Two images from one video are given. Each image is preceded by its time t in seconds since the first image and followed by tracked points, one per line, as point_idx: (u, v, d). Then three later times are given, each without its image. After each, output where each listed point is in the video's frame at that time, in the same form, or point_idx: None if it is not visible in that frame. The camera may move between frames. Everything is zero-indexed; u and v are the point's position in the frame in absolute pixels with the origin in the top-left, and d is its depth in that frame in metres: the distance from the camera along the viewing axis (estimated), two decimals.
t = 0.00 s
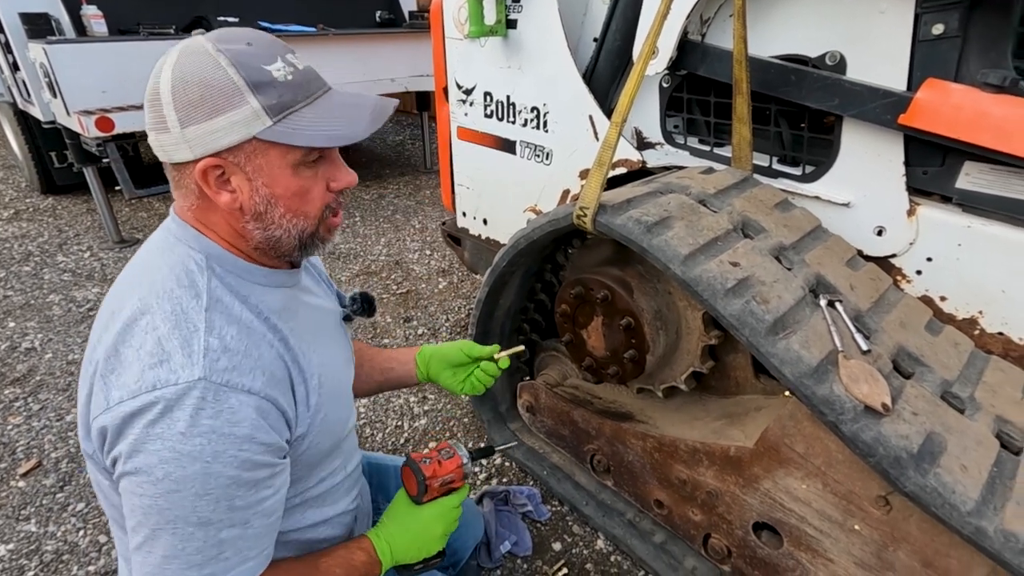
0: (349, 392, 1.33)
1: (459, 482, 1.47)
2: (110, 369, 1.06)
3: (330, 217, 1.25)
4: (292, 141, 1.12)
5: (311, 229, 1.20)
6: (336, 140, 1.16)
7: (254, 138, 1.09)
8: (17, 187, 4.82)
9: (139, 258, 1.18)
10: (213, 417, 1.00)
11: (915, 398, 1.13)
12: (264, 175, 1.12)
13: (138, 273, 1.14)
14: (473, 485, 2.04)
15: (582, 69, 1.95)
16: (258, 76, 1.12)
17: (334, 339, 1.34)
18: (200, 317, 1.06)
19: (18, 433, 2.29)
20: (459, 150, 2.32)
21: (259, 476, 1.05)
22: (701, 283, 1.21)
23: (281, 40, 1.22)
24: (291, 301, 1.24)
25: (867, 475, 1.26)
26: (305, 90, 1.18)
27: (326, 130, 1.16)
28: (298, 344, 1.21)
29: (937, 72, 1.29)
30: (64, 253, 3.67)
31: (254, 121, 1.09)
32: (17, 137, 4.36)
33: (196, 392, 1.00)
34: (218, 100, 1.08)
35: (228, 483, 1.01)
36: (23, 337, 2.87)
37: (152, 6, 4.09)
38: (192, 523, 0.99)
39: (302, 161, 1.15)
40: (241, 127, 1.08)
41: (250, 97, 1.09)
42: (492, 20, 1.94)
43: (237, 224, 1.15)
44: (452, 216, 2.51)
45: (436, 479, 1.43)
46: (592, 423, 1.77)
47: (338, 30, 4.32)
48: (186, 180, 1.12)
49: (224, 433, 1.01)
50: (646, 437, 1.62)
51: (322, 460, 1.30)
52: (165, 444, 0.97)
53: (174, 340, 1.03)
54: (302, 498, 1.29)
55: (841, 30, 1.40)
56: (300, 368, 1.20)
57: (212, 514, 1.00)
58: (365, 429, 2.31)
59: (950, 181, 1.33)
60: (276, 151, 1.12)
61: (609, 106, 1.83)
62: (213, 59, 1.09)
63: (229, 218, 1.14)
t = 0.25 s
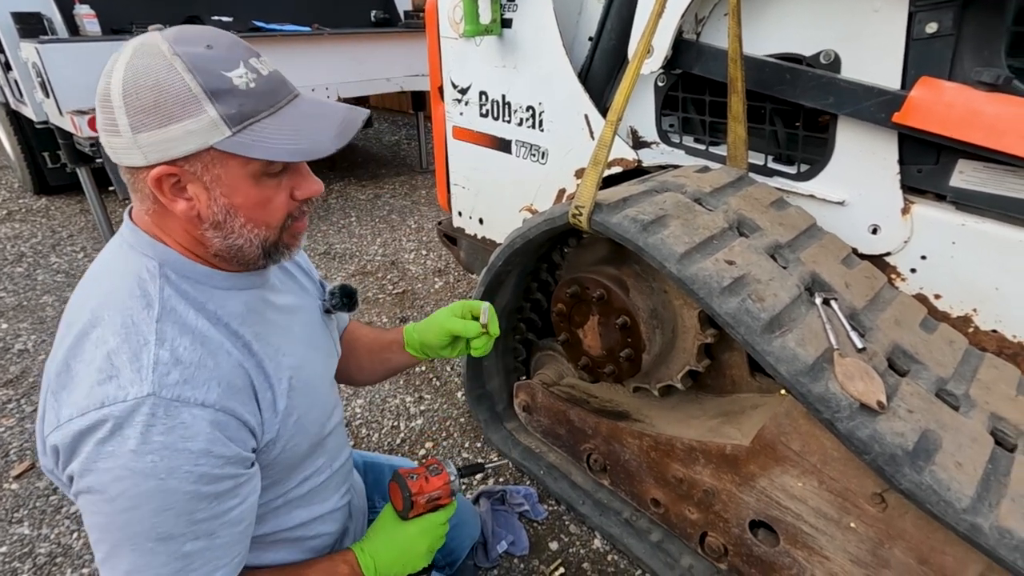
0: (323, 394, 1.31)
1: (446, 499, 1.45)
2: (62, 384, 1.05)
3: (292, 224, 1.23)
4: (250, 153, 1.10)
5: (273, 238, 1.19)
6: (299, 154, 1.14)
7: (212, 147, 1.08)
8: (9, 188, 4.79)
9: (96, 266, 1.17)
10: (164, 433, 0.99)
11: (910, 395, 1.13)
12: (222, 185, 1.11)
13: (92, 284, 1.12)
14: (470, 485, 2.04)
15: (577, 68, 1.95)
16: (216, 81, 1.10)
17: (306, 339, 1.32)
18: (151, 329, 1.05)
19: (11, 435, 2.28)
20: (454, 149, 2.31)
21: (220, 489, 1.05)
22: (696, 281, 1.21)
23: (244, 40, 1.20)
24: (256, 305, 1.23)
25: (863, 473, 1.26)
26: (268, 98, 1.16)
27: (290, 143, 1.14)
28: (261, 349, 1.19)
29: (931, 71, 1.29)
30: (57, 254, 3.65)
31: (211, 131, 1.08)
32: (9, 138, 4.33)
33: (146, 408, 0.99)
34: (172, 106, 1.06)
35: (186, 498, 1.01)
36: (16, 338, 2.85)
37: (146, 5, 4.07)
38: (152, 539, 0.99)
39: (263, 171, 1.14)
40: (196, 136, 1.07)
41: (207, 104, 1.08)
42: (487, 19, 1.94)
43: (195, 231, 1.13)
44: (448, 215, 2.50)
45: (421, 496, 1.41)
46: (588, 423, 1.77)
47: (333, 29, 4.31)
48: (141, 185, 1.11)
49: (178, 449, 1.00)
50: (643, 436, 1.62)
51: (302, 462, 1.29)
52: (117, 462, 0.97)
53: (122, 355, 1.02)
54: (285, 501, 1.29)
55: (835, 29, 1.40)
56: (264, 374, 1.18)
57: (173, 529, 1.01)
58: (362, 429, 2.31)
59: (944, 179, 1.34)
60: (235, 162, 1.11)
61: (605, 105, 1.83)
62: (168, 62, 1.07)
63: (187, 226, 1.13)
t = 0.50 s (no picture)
0: (310, 393, 1.30)
1: (440, 505, 1.46)
2: (35, 392, 1.04)
3: (268, 226, 1.22)
4: (218, 153, 1.08)
5: (248, 242, 1.17)
6: (267, 155, 1.12)
7: (178, 148, 1.06)
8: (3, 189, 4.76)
9: (69, 270, 1.15)
10: (141, 438, 0.98)
11: (906, 394, 1.14)
12: (192, 187, 1.09)
13: (65, 289, 1.11)
14: (467, 486, 2.04)
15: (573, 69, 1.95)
16: (183, 80, 1.08)
17: (291, 338, 1.31)
18: (125, 332, 1.03)
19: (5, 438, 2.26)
20: (451, 149, 2.31)
21: (203, 493, 1.04)
22: (692, 281, 1.21)
23: (216, 38, 1.18)
24: (236, 305, 1.22)
25: (859, 471, 1.26)
26: (237, 97, 1.14)
27: (259, 144, 1.12)
28: (242, 350, 1.18)
29: (926, 70, 1.30)
30: (52, 256, 3.63)
31: (176, 131, 1.05)
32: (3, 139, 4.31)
33: (120, 413, 0.97)
34: (137, 106, 1.04)
35: (168, 502, 1.00)
36: (10, 340, 2.83)
37: (140, 6, 4.05)
38: (135, 546, 0.99)
39: (235, 172, 1.12)
40: (162, 136, 1.05)
41: (172, 104, 1.06)
42: (483, 19, 1.94)
43: (166, 234, 1.12)
44: (444, 216, 2.50)
45: (417, 502, 1.41)
46: (585, 423, 1.77)
47: (329, 30, 4.31)
48: (110, 187, 1.09)
49: (157, 454, 0.99)
50: (640, 436, 1.61)
51: (292, 462, 1.28)
52: (94, 469, 0.96)
53: (95, 360, 1.01)
54: (276, 502, 1.28)
55: (830, 29, 1.41)
56: (246, 375, 1.17)
57: (156, 534, 1.00)
58: (358, 430, 2.30)
59: (938, 178, 1.34)
60: (204, 163, 1.09)
61: (601, 105, 1.83)
62: (133, 61, 1.06)
63: (158, 229, 1.11)
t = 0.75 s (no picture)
0: (295, 395, 1.28)
1: (435, 507, 1.45)
2: (10, 402, 1.03)
3: (253, 225, 1.21)
4: (206, 153, 1.07)
5: (233, 241, 1.17)
6: (255, 154, 1.12)
7: (165, 149, 1.05)
8: None
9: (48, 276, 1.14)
10: (115, 447, 0.97)
11: (901, 392, 1.14)
12: (178, 188, 1.08)
13: (42, 296, 1.10)
14: (463, 487, 2.03)
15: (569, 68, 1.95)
16: (166, 80, 1.06)
17: (275, 341, 1.30)
18: (99, 339, 1.02)
19: None
20: (446, 149, 2.31)
21: (182, 500, 1.03)
22: (688, 280, 1.21)
23: (195, 36, 1.16)
24: (218, 308, 1.20)
25: (855, 470, 1.27)
26: (221, 96, 1.13)
27: (246, 142, 1.12)
28: (223, 354, 1.16)
29: (920, 69, 1.30)
30: (46, 257, 3.61)
31: (163, 131, 1.04)
32: None
33: (93, 422, 0.96)
34: (119, 106, 1.02)
35: (145, 511, 0.99)
36: (4, 342, 2.82)
37: (135, 6, 4.04)
38: (114, 556, 0.98)
39: (219, 172, 1.11)
40: (148, 136, 1.03)
41: (157, 104, 1.04)
42: (479, 19, 1.93)
43: (149, 237, 1.10)
44: (440, 216, 2.49)
45: (412, 505, 1.40)
46: (581, 423, 1.76)
47: (324, 30, 4.30)
48: (89, 191, 1.06)
49: (132, 462, 0.97)
50: (636, 436, 1.61)
51: (279, 467, 1.27)
52: (68, 479, 0.95)
53: (68, 368, 1.00)
54: (264, 508, 1.27)
55: (824, 28, 1.41)
56: (227, 379, 1.15)
57: (134, 544, 0.99)
58: (354, 431, 2.30)
59: (933, 177, 1.34)
60: (191, 163, 1.08)
61: (597, 105, 1.83)
62: (112, 60, 1.03)
63: (140, 231, 1.09)
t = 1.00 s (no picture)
0: (295, 400, 1.28)
1: (434, 508, 1.45)
2: (10, 408, 1.02)
3: (266, 226, 1.22)
4: (234, 156, 1.08)
5: (248, 241, 1.17)
6: (285, 157, 1.13)
7: (194, 153, 1.05)
8: None
9: (46, 279, 1.12)
10: (121, 457, 0.96)
11: (899, 390, 1.14)
12: (202, 193, 1.08)
13: (42, 300, 1.08)
14: (462, 487, 2.03)
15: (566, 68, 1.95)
16: (195, 85, 1.05)
17: (277, 345, 1.29)
18: (103, 347, 1.01)
19: None
20: (444, 149, 2.31)
21: (188, 509, 1.03)
22: (687, 279, 1.21)
23: (214, 41, 1.15)
24: (221, 314, 1.18)
25: (853, 468, 1.27)
26: (245, 99, 1.12)
27: (273, 145, 1.13)
28: (227, 360, 1.15)
29: (917, 69, 1.31)
30: (42, 258, 3.60)
31: (194, 135, 1.04)
32: None
33: (99, 433, 0.95)
34: (149, 112, 1.01)
35: (149, 522, 0.98)
36: None
37: (130, 6, 4.03)
38: (117, 565, 0.98)
39: (242, 174, 1.12)
40: (179, 142, 1.03)
41: (188, 109, 1.04)
42: (476, 19, 1.93)
43: (167, 242, 1.08)
44: (438, 216, 2.49)
45: (411, 506, 1.40)
46: (580, 422, 1.77)
47: (321, 30, 4.30)
48: (105, 199, 1.04)
49: (138, 473, 0.96)
50: (635, 435, 1.62)
51: (277, 472, 1.27)
52: (72, 489, 0.94)
53: (72, 377, 0.98)
54: (264, 514, 1.27)
55: (821, 28, 1.41)
56: (230, 385, 1.14)
57: (137, 554, 0.98)
58: (352, 431, 2.29)
59: (930, 176, 1.35)
60: (216, 166, 1.08)
61: (594, 104, 1.83)
62: (141, 67, 1.02)
63: (157, 237, 1.07)
